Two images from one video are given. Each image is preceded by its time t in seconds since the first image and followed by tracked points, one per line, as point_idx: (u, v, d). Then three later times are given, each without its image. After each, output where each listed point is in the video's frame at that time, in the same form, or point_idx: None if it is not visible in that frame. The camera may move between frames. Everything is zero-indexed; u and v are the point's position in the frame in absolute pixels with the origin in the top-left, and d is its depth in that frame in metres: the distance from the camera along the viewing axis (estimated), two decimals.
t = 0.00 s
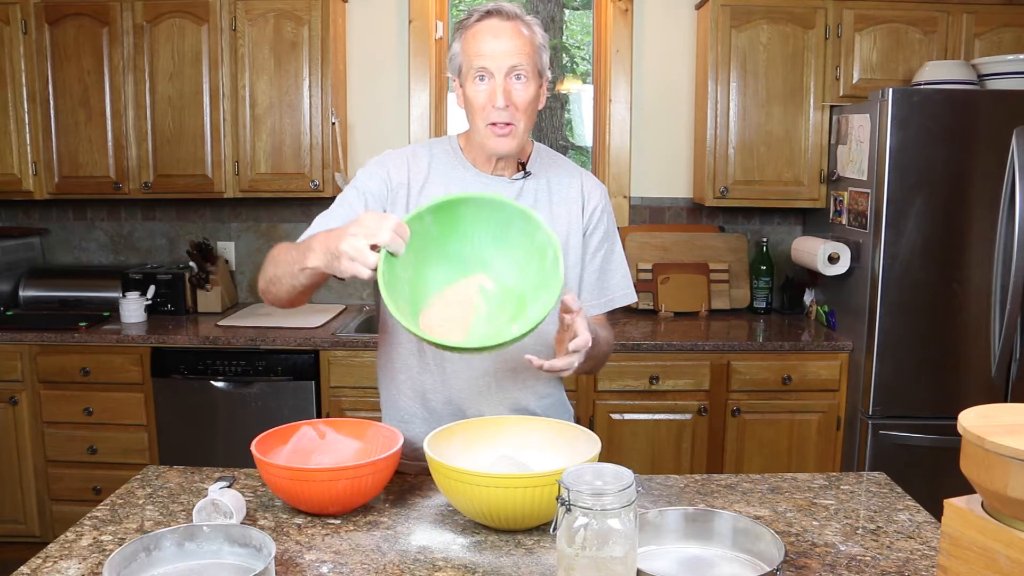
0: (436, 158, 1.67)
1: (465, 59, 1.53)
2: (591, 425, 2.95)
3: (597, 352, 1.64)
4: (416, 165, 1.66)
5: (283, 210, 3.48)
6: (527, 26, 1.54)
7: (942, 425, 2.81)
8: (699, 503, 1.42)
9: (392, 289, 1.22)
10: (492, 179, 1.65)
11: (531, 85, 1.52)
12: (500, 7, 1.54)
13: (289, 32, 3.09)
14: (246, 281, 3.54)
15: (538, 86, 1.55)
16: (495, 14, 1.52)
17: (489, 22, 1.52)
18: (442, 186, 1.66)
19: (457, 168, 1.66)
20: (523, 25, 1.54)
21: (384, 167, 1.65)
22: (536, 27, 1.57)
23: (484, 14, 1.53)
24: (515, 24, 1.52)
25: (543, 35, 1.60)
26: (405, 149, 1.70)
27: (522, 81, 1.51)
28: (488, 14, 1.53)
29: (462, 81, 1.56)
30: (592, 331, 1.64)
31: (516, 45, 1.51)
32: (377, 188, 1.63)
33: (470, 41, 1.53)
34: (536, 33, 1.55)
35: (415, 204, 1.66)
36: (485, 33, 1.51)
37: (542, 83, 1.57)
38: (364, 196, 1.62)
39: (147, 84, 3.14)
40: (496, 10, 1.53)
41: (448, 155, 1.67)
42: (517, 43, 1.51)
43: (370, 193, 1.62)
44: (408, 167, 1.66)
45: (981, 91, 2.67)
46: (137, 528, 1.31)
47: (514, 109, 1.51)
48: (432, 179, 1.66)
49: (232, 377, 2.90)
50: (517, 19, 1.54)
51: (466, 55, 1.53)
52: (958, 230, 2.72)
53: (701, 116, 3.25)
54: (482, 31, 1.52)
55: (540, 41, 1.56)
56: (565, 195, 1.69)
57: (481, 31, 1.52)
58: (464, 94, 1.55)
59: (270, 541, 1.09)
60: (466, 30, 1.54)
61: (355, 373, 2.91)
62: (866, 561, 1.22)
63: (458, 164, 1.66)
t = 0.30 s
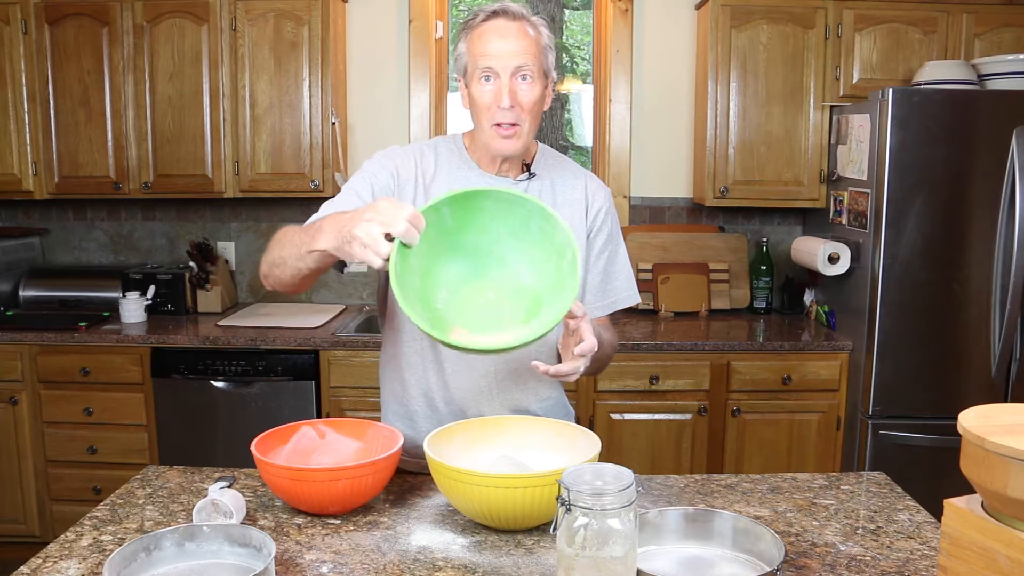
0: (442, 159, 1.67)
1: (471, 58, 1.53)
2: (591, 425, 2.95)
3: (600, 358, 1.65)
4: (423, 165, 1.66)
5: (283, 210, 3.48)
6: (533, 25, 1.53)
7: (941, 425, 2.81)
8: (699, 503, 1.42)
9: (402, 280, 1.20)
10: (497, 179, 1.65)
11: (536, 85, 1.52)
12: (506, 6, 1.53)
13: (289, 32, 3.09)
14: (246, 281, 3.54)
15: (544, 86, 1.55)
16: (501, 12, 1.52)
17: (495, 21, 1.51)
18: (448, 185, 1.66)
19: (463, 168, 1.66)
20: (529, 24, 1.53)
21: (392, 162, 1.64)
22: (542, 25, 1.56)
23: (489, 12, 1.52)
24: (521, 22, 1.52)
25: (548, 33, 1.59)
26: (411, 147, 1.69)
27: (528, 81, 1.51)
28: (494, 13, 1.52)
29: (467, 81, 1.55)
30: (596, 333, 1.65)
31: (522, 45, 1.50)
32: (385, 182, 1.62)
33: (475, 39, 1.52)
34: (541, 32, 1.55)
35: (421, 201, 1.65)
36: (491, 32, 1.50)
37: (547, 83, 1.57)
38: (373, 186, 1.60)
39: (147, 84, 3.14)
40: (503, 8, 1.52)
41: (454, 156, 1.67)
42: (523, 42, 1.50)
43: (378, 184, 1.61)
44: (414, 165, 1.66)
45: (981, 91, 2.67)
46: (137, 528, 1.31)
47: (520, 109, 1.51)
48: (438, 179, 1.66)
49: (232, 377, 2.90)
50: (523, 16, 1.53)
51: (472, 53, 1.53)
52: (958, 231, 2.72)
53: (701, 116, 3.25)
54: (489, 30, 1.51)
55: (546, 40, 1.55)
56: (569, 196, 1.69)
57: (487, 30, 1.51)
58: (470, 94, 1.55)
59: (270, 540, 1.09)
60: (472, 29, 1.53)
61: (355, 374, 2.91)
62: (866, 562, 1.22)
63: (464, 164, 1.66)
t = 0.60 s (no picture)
0: (443, 159, 1.67)
1: (475, 62, 1.53)
2: (591, 425, 2.95)
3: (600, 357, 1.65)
4: (424, 164, 1.66)
5: (283, 210, 3.48)
6: (536, 30, 1.53)
7: (941, 425, 2.81)
8: (699, 503, 1.42)
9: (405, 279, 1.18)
10: (498, 180, 1.65)
11: (540, 88, 1.52)
12: (510, 10, 1.53)
13: (289, 32, 3.09)
14: (246, 281, 3.54)
15: (547, 89, 1.55)
16: (505, 16, 1.51)
17: (498, 25, 1.51)
18: (449, 186, 1.65)
19: (464, 169, 1.66)
20: (532, 27, 1.53)
21: (393, 163, 1.64)
22: (545, 28, 1.56)
23: (492, 16, 1.52)
24: (524, 27, 1.51)
25: (551, 35, 1.58)
26: (412, 146, 1.69)
27: (532, 86, 1.51)
28: (498, 16, 1.52)
29: (470, 84, 1.55)
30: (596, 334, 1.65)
31: (525, 48, 1.50)
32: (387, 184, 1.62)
33: (479, 43, 1.52)
34: (544, 34, 1.55)
35: (423, 202, 1.65)
36: (495, 36, 1.50)
37: (550, 86, 1.56)
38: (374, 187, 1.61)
39: (147, 84, 3.14)
40: (507, 11, 1.52)
41: (455, 155, 1.67)
42: (526, 48, 1.50)
43: (380, 186, 1.61)
44: (415, 165, 1.65)
45: (981, 91, 2.67)
46: (138, 528, 1.31)
47: (524, 114, 1.50)
48: (440, 180, 1.66)
49: (232, 377, 2.90)
50: (525, 19, 1.53)
51: (475, 57, 1.52)
52: (958, 231, 2.72)
53: (701, 116, 3.25)
54: (492, 34, 1.50)
55: (548, 43, 1.55)
56: (569, 195, 1.70)
57: (490, 34, 1.51)
58: (473, 97, 1.54)
59: (270, 541, 1.09)
60: (476, 32, 1.53)
61: (355, 374, 2.91)
62: (866, 561, 1.22)
63: (466, 165, 1.66)
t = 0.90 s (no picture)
0: (439, 160, 1.66)
1: (475, 73, 1.48)
2: (591, 425, 2.95)
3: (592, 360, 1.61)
4: (419, 167, 1.65)
5: (283, 210, 3.48)
6: (540, 40, 1.47)
7: (941, 425, 2.81)
8: (699, 503, 1.42)
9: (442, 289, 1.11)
10: (495, 182, 1.65)
11: (541, 102, 1.49)
12: (514, 18, 1.47)
13: (289, 32, 3.09)
14: (246, 281, 3.54)
15: (548, 99, 1.52)
16: (508, 25, 1.46)
17: (501, 36, 1.46)
18: (446, 189, 1.65)
19: (461, 170, 1.65)
20: (535, 37, 1.47)
21: (387, 173, 1.65)
22: (548, 33, 1.50)
23: (495, 24, 1.47)
24: (529, 39, 1.46)
25: (554, 38, 1.53)
26: (408, 150, 1.69)
27: (533, 102, 1.47)
28: (501, 25, 1.46)
29: (470, 92, 1.52)
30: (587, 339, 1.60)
31: (528, 63, 1.45)
32: (380, 195, 1.64)
33: (480, 52, 1.47)
34: (547, 41, 1.49)
35: (420, 209, 1.65)
36: (496, 50, 1.45)
37: (551, 94, 1.53)
38: (368, 211, 1.63)
39: (147, 84, 3.14)
40: (511, 20, 1.47)
41: (451, 157, 1.66)
42: (529, 63, 1.45)
43: (373, 209, 1.64)
44: (411, 169, 1.65)
45: (981, 91, 2.67)
46: (137, 528, 1.31)
47: (523, 130, 1.48)
48: (436, 182, 1.65)
49: (232, 377, 2.90)
50: (530, 28, 1.47)
51: (476, 67, 1.47)
52: (958, 231, 2.72)
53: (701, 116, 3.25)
54: (495, 44, 1.45)
55: (551, 50, 1.50)
56: (567, 195, 1.69)
57: (492, 46, 1.46)
58: (473, 106, 1.51)
59: (270, 540, 1.09)
60: (478, 39, 1.47)
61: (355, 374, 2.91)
62: (866, 561, 1.22)
63: (461, 166, 1.65)
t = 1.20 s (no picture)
0: (434, 161, 1.66)
1: (465, 79, 1.47)
2: (591, 426, 2.95)
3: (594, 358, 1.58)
4: (413, 168, 1.65)
5: (283, 210, 3.48)
6: (528, 43, 1.46)
7: (942, 425, 2.81)
8: (699, 503, 1.42)
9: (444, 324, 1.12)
10: (489, 182, 1.65)
11: (532, 105, 1.48)
12: (501, 22, 1.45)
13: (289, 32, 3.09)
14: (246, 281, 3.54)
15: (539, 100, 1.51)
16: (495, 31, 1.45)
17: (489, 43, 1.44)
18: (440, 189, 1.65)
19: (455, 171, 1.66)
20: (524, 41, 1.46)
21: (381, 177, 1.65)
22: (536, 34, 1.49)
23: (483, 31, 1.45)
24: (517, 44, 1.45)
25: (542, 38, 1.52)
26: (402, 154, 1.69)
27: (524, 106, 1.47)
28: (488, 31, 1.45)
29: (460, 97, 1.51)
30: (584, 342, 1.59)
31: (518, 68, 1.44)
32: (377, 201, 1.64)
33: (469, 59, 1.46)
34: (536, 43, 1.48)
35: (415, 211, 1.65)
36: (485, 56, 1.44)
37: (542, 94, 1.52)
38: (366, 224, 1.64)
39: (147, 84, 3.14)
40: (498, 25, 1.45)
41: (445, 157, 1.67)
42: (519, 68, 1.44)
43: (371, 219, 1.64)
44: (405, 171, 1.65)
45: (981, 91, 2.67)
46: (137, 528, 1.31)
47: (516, 135, 1.49)
48: (430, 183, 1.65)
49: (232, 377, 2.90)
50: (518, 31, 1.46)
51: (466, 74, 1.47)
52: (958, 231, 2.72)
53: (701, 116, 3.25)
54: (484, 51, 1.44)
55: (540, 51, 1.49)
56: (562, 192, 1.68)
57: (481, 54, 1.45)
58: (464, 111, 1.51)
59: (270, 541, 1.09)
60: (466, 47, 1.46)
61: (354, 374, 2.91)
62: (865, 562, 1.22)
63: (456, 166, 1.66)
